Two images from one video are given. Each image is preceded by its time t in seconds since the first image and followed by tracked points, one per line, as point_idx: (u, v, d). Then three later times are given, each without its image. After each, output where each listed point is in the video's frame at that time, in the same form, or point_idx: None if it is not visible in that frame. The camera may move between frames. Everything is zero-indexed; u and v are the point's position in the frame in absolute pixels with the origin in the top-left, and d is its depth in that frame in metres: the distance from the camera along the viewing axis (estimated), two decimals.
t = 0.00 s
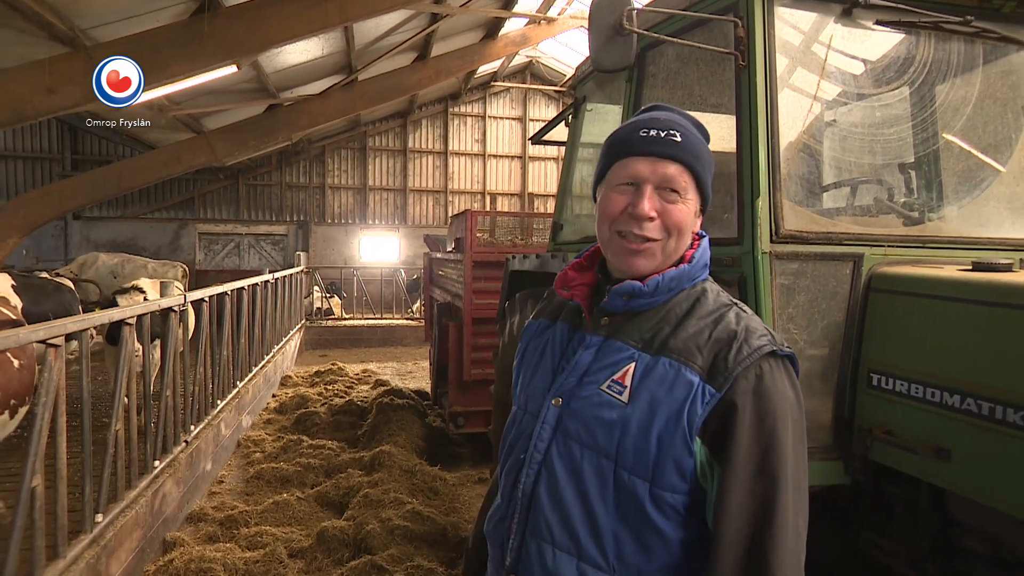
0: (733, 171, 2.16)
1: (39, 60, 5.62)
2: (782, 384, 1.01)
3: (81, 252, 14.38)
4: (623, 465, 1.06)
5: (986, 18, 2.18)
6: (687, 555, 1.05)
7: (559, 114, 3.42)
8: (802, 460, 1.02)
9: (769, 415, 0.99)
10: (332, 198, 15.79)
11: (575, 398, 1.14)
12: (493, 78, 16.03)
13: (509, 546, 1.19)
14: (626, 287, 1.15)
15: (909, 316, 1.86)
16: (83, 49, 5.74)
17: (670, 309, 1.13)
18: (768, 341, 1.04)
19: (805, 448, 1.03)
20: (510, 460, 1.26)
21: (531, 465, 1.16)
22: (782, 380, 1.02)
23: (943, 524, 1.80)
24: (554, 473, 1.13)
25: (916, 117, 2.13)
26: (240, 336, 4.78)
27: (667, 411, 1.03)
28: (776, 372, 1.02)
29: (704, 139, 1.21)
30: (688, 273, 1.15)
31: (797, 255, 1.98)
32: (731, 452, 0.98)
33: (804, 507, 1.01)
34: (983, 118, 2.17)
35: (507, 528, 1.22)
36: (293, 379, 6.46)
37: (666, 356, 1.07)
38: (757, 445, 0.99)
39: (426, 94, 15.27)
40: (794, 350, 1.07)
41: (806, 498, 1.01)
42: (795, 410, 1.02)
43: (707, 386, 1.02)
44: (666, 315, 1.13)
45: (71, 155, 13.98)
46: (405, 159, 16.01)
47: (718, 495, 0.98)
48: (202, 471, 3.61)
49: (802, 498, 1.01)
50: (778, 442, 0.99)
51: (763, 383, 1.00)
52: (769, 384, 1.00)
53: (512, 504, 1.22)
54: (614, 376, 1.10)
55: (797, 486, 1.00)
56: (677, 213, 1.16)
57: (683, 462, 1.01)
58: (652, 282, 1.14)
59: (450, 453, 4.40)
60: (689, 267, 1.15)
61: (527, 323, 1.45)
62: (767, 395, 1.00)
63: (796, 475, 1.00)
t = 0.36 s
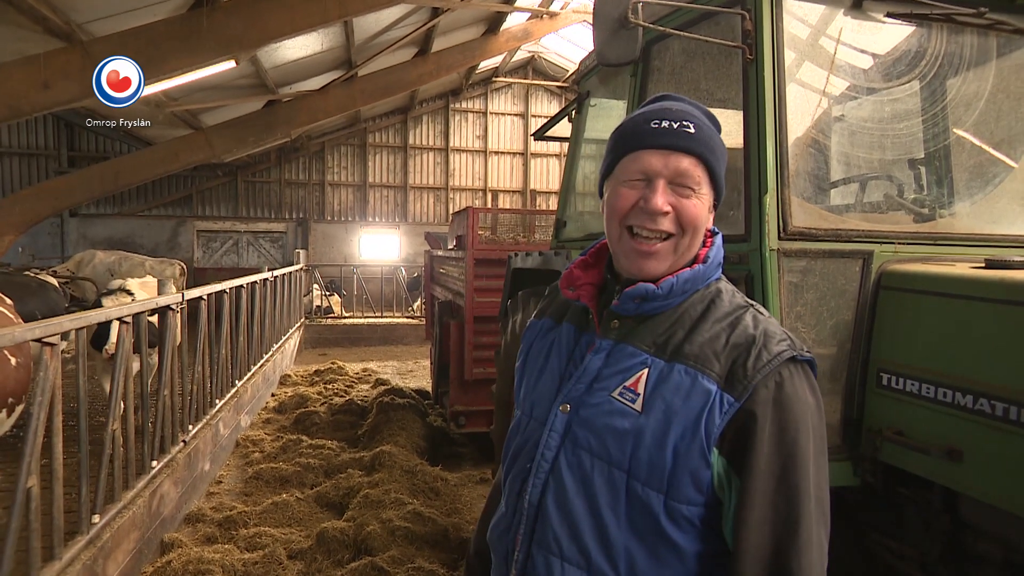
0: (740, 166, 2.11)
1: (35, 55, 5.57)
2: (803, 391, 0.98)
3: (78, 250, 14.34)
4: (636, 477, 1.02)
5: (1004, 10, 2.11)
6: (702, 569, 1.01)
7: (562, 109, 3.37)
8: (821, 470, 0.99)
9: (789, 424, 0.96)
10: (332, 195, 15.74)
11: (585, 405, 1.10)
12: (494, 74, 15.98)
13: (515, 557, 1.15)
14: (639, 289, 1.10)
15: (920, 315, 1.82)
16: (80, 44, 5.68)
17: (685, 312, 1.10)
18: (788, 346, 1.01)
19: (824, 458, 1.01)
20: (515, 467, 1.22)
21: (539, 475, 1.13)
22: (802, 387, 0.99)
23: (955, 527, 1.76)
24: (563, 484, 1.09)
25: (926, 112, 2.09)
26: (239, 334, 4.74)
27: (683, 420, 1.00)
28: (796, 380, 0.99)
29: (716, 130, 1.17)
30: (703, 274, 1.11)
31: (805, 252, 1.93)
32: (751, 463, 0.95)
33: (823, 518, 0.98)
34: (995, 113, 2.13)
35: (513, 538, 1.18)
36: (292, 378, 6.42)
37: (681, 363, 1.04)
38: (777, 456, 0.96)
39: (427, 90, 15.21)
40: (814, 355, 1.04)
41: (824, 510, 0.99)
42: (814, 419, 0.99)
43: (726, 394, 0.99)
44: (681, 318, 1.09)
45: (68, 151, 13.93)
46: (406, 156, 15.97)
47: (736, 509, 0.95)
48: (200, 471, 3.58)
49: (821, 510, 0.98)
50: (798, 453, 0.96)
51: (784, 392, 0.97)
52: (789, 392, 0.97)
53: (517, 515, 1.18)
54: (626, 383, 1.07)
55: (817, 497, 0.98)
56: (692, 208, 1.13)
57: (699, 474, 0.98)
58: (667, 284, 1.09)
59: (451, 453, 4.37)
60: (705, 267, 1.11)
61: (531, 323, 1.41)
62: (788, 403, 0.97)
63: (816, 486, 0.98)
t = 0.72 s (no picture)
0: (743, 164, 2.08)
1: (24, 46, 5.46)
2: (818, 397, 0.97)
3: (68, 245, 14.23)
4: (643, 483, 1.00)
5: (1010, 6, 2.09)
6: None
7: (561, 105, 3.34)
8: (836, 479, 0.97)
9: (804, 430, 0.95)
10: (327, 190, 15.66)
11: (593, 408, 1.08)
12: (492, 68, 15.92)
13: (520, 563, 1.13)
14: (650, 289, 1.08)
15: (925, 315, 1.79)
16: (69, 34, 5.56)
17: (698, 312, 1.08)
18: (805, 350, 0.99)
19: (840, 467, 0.99)
20: (521, 471, 1.20)
21: (545, 479, 1.11)
22: (818, 392, 0.97)
23: (958, 528, 1.73)
24: (569, 489, 1.07)
25: (930, 110, 2.06)
26: (233, 331, 4.69)
27: (694, 424, 0.98)
28: (812, 385, 0.97)
29: (710, 117, 1.12)
30: (718, 273, 1.09)
31: (808, 250, 1.90)
32: (764, 471, 0.93)
33: (838, 529, 0.96)
34: (1000, 110, 2.11)
35: (518, 544, 1.16)
36: (287, 376, 6.38)
37: (693, 365, 1.02)
38: (789, 464, 0.94)
39: (423, 85, 15.14)
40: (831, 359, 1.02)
41: (839, 520, 0.97)
42: (830, 426, 0.97)
43: (739, 400, 0.97)
44: (695, 318, 1.07)
45: (57, 145, 13.79)
46: (402, 151, 15.90)
47: (748, 517, 0.93)
48: (192, 470, 3.54)
49: (836, 521, 0.96)
50: (812, 461, 0.95)
51: (799, 397, 0.95)
52: (805, 397, 0.95)
53: (522, 520, 1.16)
54: (636, 386, 1.05)
55: (832, 507, 0.96)
56: (672, 202, 1.09)
57: (711, 482, 0.96)
58: (679, 283, 1.07)
59: (448, 452, 4.34)
60: (719, 266, 1.09)
61: (540, 322, 1.39)
62: (803, 409, 0.95)
63: (831, 496, 0.96)
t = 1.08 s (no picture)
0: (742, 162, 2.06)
1: (10, 36, 5.27)
2: (828, 404, 0.94)
3: (56, 240, 14.09)
4: (643, 488, 1.01)
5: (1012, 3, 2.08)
6: None
7: (559, 101, 3.31)
8: (848, 491, 0.94)
9: (810, 438, 0.92)
10: (320, 185, 15.58)
11: (596, 411, 1.09)
12: (489, 63, 15.86)
13: (522, 564, 1.16)
14: (652, 289, 1.07)
15: (924, 314, 1.74)
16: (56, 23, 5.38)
17: (704, 313, 1.07)
18: (814, 354, 0.97)
19: (853, 477, 0.96)
20: (526, 471, 1.22)
21: (547, 481, 1.12)
22: (828, 399, 0.94)
23: (957, 529, 1.68)
24: (570, 491, 1.08)
25: (931, 108, 2.04)
26: (225, 328, 4.64)
27: (696, 430, 0.97)
28: (821, 390, 0.94)
29: (703, 112, 1.10)
30: (725, 272, 1.08)
31: (808, 249, 1.88)
32: (766, 480, 0.91)
33: (849, 543, 0.93)
34: (1001, 108, 2.09)
35: (520, 544, 1.19)
36: (280, 374, 6.33)
37: (696, 369, 1.00)
38: (794, 473, 0.92)
39: (419, 79, 15.07)
40: (845, 363, 0.99)
41: (850, 534, 0.94)
42: (841, 433, 0.94)
43: (741, 405, 0.95)
44: (700, 319, 1.06)
45: (45, 138, 13.63)
46: (397, 147, 15.83)
47: (748, 526, 0.92)
48: (183, 469, 3.50)
49: (847, 534, 0.93)
50: (820, 470, 0.92)
51: (805, 403, 0.93)
52: (812, 403, 0.93)
53: (525, 521, 1.18)
54: (638, 389, 1.05)
55: (841, 519, 0.93)
56: (659, 202, 1.09)
57: (711, 489, 0.96)
58: (683, 283, 1.06)
59: (443, 451, 4.31)
60: (726, 266, 1.08)
61: (550, 320, 1.39)
62: (809, 416, 0.93)
63: (841, 508, 0.93)
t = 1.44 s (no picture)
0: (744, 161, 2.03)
1: (8, 36, 5.23)
2: (845, 412, 0.92)
3: (54, 241, 14.06)
4: (652, 496, 1.00)
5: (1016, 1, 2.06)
6: None
7: (560, 101, 3.30)
8: (867, 503, 0.92)
9: (826, 447, 0.91)
10: (320, 186, 15.57)
11: (606, 416, 1.09)
12: (489, 63, 15.86)
13: (532, 569, 1.17)
14: (664, 292, 1.07)
15: (928, 315, 1.70)
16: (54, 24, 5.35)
17: (717, 317, 1.05)
18: (832, 360, 0.95)
19: (873, 489, 0.93)
20: (538, 474, 1.23)
21: (557, 485, 1.13)
22: (846, 407, 0.92)
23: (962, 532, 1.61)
24: (579, 497, 1.09)
25: (936, 107, 2.00)
26: (224, 331, 4.62)
27: (706, 437, 0.95)
28: (838, 398, 0.92)
29: (720, 110, 1.08)
30: (739, 275, 1.06)
31: (811, 249, 1.86)
32: (780, 490, 0.89)
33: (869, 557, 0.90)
34: (1007, 106, 2.06)
35: (531, 550, 1.19)
36: (280, 376, 6.31)
37: (707, 374, 0.99)
38: (809, 482, 0.90)
39: (419, 79, 15.06)
40: (864, 369, 0.97)
41: (870, 548, 0.91)
42: (859, 444, 0.92)
43: (754, 412, 0.94)
44: (713, 323, 1.05)
45: (42, 139, 13.61)
46: (397, 147, 15.82)
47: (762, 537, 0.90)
48: (182, 473, 3.47)
49: (867, 549, 0.90)
50: (837, 481, 0.90)
51: (822, 411, 0.91)
52: (829, 410, 0.91)
53: (536, 525, 1.19)
54: (648, 394, 1.04)
55: (861, 531, 0.90)
56: (674, 203, 1.07)
57: (722, 498, 0.95)
58: (695, 286, 1.05)
59: (443, 454, 4.28)
60: (741, 268, 1.06)
61: (564, 321, 1.39)
62: (825, 425, 0.91)
63: (859, 521, 0.90)
